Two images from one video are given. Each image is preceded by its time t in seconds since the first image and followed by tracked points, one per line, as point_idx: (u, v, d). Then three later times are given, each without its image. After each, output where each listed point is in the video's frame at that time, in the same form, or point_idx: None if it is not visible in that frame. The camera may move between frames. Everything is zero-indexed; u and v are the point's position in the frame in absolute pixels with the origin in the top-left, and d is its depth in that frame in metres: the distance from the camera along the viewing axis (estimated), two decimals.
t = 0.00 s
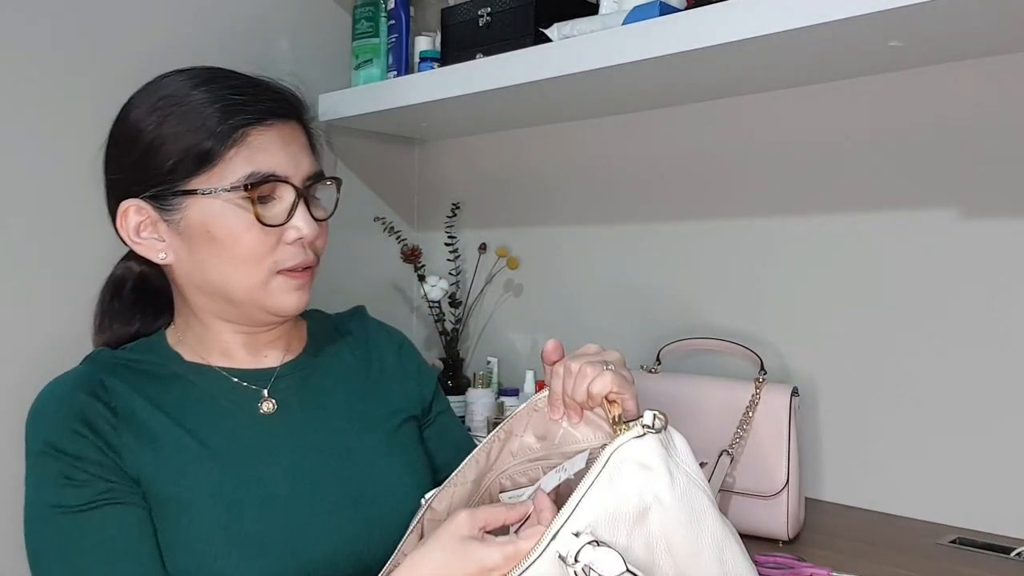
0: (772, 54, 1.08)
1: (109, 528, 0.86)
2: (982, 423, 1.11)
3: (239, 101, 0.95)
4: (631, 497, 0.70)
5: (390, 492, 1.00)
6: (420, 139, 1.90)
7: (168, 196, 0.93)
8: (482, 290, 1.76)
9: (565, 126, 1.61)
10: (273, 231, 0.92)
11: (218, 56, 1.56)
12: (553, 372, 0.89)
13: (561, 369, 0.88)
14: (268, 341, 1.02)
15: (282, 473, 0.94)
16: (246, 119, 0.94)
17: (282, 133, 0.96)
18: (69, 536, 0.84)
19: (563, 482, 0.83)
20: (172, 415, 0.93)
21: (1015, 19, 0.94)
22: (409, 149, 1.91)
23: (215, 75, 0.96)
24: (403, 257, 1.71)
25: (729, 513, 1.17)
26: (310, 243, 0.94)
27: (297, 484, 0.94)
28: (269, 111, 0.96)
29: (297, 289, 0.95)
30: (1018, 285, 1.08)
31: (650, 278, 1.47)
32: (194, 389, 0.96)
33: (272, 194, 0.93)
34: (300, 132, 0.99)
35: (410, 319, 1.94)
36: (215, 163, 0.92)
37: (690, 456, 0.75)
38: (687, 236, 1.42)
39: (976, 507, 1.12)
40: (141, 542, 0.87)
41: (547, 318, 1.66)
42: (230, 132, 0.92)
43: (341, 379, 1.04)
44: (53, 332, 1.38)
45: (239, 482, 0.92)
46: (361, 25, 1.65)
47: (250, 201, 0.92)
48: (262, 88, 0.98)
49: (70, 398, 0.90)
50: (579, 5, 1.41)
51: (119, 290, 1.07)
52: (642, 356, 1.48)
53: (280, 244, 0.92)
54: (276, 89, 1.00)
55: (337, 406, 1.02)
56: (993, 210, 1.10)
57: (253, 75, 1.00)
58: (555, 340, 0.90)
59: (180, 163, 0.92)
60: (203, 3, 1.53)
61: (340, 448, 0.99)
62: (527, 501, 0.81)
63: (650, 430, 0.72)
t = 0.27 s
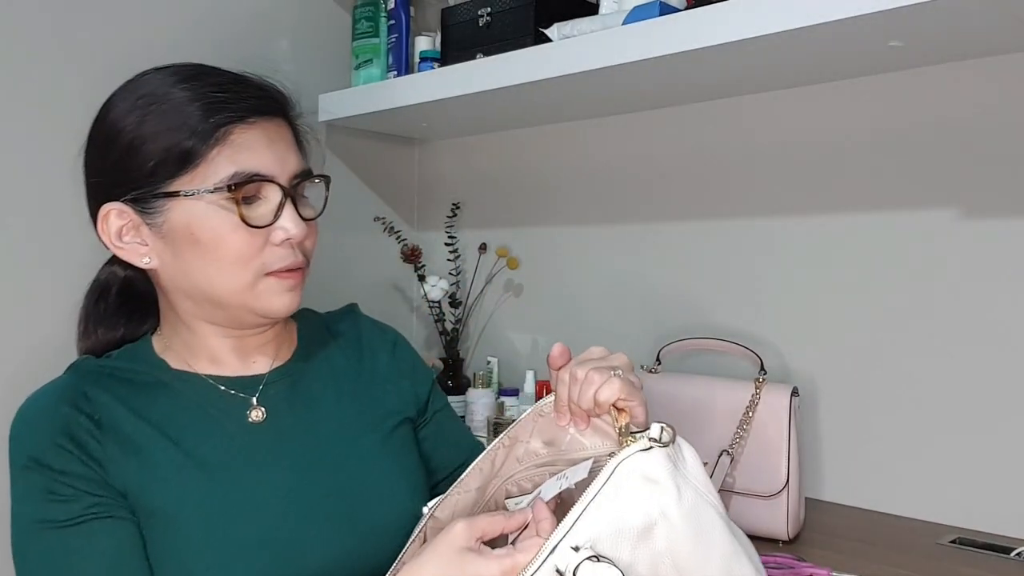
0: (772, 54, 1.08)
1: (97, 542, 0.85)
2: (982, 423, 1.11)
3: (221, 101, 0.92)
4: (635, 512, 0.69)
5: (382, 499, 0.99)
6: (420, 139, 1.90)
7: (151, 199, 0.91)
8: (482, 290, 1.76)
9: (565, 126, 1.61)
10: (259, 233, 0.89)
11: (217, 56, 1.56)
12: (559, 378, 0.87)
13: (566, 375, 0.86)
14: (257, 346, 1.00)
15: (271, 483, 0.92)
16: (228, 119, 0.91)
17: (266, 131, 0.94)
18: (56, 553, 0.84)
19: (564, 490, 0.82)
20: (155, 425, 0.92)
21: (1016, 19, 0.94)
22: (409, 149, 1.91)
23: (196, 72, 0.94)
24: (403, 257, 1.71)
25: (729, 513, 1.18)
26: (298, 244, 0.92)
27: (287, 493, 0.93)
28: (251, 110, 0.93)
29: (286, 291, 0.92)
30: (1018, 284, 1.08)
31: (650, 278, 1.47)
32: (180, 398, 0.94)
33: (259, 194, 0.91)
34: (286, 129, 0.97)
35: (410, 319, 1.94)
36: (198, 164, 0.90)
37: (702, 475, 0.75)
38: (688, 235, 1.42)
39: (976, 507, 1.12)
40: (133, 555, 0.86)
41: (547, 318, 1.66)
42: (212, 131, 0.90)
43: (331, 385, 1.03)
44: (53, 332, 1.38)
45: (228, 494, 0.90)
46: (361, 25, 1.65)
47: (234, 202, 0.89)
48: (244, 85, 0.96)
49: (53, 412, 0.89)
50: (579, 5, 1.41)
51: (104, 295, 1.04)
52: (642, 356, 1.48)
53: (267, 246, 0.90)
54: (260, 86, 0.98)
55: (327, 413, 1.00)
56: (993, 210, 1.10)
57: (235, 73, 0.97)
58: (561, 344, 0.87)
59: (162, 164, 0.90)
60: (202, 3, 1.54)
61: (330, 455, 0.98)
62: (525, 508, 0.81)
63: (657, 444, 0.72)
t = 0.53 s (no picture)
0: (771, 54, 1.08)
1: (86, 561, 0.81)
2: (982, 423, 1.11)
3: (201, 93, 0.87)
4: (652, 506, 0.64)
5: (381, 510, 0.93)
6: (420, 139, 1.90)
7: (131, 200, 0.86)
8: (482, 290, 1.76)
9: (565, 126, 1.61)
10: (246, 231, 0.85)
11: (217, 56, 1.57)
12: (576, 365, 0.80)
13: (582, 365, 0.79)
14: (247, 353, 0.95)
15: (266, 498, 0.87)
16: (209, 112, 0.86)
17: (249, 123, 0.89)
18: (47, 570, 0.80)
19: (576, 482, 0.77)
20: (144, 438, 0.87)
21: (1015, 19, 0.94)
22: (409, 149, 1.91)
23: (173, 63, 0.89)
24: (403, 257, 1.71)
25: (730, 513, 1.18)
26: (288, 241, 0.88)
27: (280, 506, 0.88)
28: (233, 102, 0.89)
29: (277, 292, 0.88)
30: (1018, 285, 1.08)
31: (649, 278, 1.48)
32: (169, 410, 0.89)
33: (245, 191, 0.86)
34: (271, 121, 0.92)
35: (411, 319, 1.94)
36: (180, 161, 0.85)
37: (734, 468, 0.68)
38: (687, 235, 1.42)
39: (976, 507, 1.12)
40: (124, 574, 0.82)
41: (547, 318, 1.66)
42: (191, 124, 0.85)
43: (329, 393, 0.97)
44: (53, 331, 1.38)
45: (220, 509, 0.86)
46: (361, 25, 1.65)
47: (218, 199, 0.85)
48: (226, 76, 0.91)
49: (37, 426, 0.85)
50: (579, 5, 1.41)
51: (91, 303, 1.00)
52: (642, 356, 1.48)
53: (255, 245, 0.86)
54: (242, 77, 0.93)
55: (321, 423, 0.95)
56: (993, 210, 1.10)
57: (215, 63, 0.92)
58: (575, 329, 0.81)
59: (142, 163, 0.85)
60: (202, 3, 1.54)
61: (325, 468, 0.92)
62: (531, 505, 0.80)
63: (675, 431, 0.66)
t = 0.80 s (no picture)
0: (770, 54, 1.08)
1: None
2: (982, 423, 1.11)
3: (191, 91, 0.84)
4: (667, 518, 0.63)
5: (384, 526, 0.91)
6: (420, 139, 1.90)
7: (120, 204, 0.84)
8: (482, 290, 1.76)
9: (565, 125, 1.61)
10: (242, 236, 0.83)
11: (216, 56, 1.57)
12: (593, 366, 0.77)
13: (599, 366, 0.76)
14: (243, 364, 0.92)
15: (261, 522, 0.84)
16: (200, 111, 0.83)
17: (244, 121, 0.86)
18: None
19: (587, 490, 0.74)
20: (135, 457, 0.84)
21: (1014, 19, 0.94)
22: (409, 149, 1.91)
23: (164, 58, 0.86)
24: (404, 257, 1.71)
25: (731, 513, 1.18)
26: (286, 245, 0.85)
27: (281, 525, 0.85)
28: (226, 99, 0.86)
29: (276, 298, 0.85)
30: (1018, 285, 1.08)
31: (649, 277, 1.48)
32: (161, 428, 0.86)
33: (241, 192, 0.84)
34: (267, 119, 0.89)
35: (411, 319, 1.94)
36: (172, 162, 0.83)
37: (750, 477, 0.67)
38: (687, 234, 1.42)
39: (976, 507, 1.12)
40: None
41: (547, 318, 1.66)
42: (184, 122, 0.83)
43: (326, 411, 0.94)
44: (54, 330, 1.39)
45: (214, 533, 0.83)
46: (360, 25, 1.65)
47: (212, 201, 0.82)
48: (219, 72, 0.88)
49: (24, 443, 0.81)
50: (579, 5, 1.41)
51: (79, 312, 0.97)
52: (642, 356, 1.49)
53: (252, 251, 0.83)
54: (235, 73, 0.90)
55: (322, 438, 0.92)
56: (993, 210, 1.10)
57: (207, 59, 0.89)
58: (591, 329, 0.79)
59: (133, 166, 0.83)
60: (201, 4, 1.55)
61: (327, 485, 0.89)
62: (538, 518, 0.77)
63: (691, 440, 0.65)
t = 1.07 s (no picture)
0: (770, 54, 1.08)
1: None
2: (983, 424, 1.11)
3: (185, 90, 0.80)
4: (690, 528, 0.59)
5: (389, 549, 0.86)
6: (420, 139, 1.90)
7: (111, 212, 0.80)
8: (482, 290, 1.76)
9: (564, 125, 1.61)
10: (242, 244, 0.79)
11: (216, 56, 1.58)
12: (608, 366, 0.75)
13: (615, 365, 0.73)
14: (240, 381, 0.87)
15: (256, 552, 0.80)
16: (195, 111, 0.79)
17: (241, 120, 0.82)
18: None
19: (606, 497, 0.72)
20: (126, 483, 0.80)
21: (1014, 20, 0.94)
22: (409, 148, 1.91)
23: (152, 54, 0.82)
24: (404, 257, 1.71)
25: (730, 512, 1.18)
26: (289, 251, 0.81)
27: (282, 551, 0.81)
28: (221, 98, 0.82)
29: (277, 310, 0.80)
30: (1018, 285, 1.08)
31: (649, 277, 1.48)
32: (153, 452, 0.82)
33: (240, 197, 0.80)
34: (264, 117, 0.85)
35: (411, 319, 1.94)
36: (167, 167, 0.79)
37: (780, 481, 0.62)
38: (686, 234, 1.42)
39: (976, 507, 1.12)
40: None
41: (547, 318, 1.66)
42: (176, 123, 0.79)
43: (326, 430, 0.89)
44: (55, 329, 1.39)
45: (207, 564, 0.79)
46: (360, 25, 1.65)
47: (209, 206, 0.79)
48: (211, 68, 0.84)
49: (8, 467, 0.77)
50: (579, 5, 1.41)
51: (67, 328, 0.93)
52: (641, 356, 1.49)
53: (253, 260, 0.79)
54: (231, 71, 0.86)
55: (323, 457, 0.87)
56: (992, 210, 1.10)
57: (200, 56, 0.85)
58: (608, 324, 0.75)
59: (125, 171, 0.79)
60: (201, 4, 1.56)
61: (330, 507, 0.85)
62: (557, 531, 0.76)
63: (714, 443, 0.60)
